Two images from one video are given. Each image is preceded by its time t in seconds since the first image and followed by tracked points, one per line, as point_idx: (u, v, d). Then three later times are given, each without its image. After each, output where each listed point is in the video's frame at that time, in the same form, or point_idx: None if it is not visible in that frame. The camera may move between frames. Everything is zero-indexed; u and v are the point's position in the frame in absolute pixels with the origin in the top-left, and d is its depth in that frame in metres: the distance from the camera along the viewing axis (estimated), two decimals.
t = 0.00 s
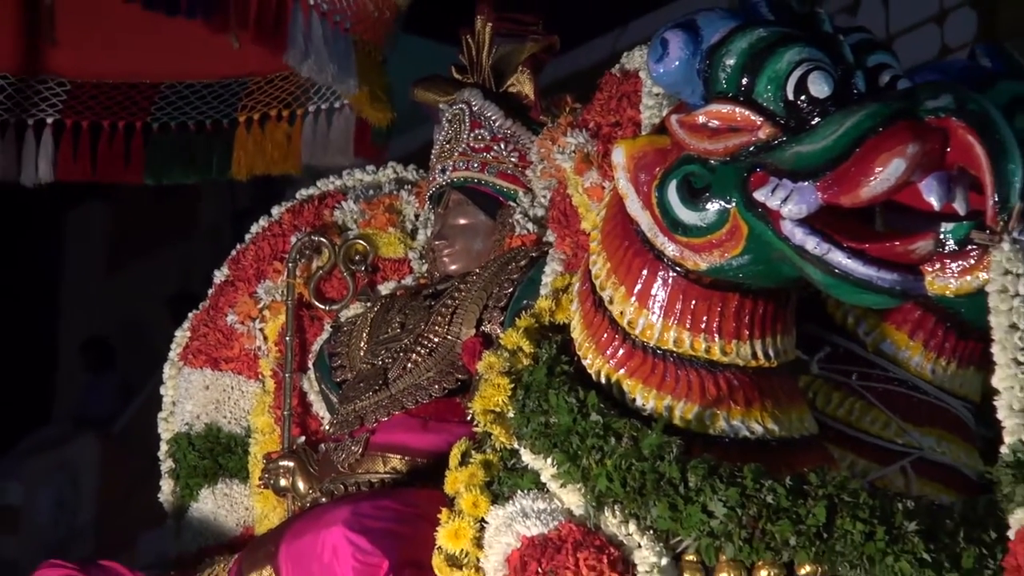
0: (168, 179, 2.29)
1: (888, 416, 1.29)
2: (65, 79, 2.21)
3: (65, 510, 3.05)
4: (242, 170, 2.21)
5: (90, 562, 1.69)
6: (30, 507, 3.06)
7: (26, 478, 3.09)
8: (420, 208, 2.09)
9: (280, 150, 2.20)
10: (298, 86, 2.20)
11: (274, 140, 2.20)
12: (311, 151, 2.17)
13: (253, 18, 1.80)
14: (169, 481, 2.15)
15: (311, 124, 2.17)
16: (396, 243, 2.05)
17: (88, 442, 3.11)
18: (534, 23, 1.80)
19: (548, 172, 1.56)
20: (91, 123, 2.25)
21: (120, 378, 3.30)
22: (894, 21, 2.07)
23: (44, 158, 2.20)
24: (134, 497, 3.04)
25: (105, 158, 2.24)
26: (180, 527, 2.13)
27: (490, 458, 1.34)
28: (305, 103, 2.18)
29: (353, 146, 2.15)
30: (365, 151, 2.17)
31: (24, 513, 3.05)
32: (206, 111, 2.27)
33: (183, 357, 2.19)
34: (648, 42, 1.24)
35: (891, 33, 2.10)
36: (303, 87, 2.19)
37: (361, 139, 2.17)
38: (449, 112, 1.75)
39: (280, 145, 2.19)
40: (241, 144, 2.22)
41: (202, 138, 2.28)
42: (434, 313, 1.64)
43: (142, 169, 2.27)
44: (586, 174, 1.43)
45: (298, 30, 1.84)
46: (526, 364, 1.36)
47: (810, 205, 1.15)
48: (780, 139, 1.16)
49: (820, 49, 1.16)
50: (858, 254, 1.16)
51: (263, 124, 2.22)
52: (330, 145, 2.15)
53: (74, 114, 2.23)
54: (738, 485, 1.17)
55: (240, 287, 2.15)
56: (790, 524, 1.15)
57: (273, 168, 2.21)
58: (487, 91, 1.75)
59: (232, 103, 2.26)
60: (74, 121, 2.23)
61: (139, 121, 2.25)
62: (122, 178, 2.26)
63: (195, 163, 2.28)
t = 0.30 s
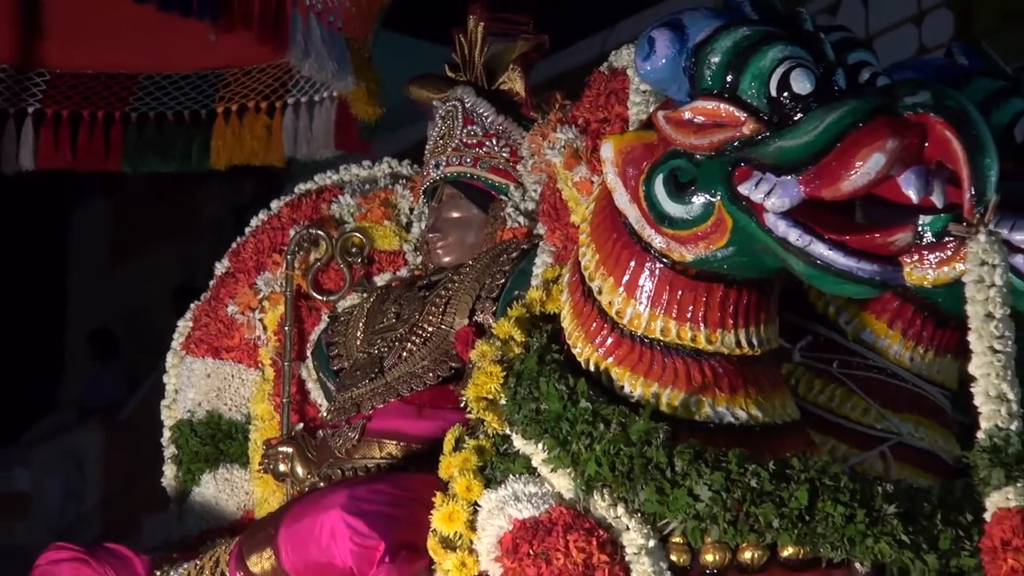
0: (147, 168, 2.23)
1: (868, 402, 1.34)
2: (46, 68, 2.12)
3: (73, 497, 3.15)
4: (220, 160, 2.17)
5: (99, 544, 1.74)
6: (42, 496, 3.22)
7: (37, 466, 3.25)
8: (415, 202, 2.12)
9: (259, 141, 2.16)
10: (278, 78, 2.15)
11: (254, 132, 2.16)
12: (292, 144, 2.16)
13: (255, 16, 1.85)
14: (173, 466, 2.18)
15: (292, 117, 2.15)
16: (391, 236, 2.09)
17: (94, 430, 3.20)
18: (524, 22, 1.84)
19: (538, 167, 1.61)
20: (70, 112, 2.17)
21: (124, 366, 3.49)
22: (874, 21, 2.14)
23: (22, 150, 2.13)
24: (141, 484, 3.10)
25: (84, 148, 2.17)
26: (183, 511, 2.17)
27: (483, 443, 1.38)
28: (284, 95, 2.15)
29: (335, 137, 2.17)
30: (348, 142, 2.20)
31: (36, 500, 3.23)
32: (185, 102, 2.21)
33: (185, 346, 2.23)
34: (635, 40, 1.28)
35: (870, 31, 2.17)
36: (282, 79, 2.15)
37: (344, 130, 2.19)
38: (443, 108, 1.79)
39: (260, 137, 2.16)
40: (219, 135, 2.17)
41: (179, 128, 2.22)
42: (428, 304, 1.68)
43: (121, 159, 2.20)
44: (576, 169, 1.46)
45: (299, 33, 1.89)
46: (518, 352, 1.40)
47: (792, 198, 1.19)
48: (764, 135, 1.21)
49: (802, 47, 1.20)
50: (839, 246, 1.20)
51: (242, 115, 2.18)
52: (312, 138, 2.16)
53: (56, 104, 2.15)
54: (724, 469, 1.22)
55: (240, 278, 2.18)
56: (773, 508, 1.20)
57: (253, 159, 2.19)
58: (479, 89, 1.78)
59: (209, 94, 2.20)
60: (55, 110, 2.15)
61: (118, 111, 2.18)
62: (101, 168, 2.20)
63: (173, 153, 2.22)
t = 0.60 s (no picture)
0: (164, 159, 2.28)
1: (853, 390, 1.39)
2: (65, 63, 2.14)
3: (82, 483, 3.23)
4: (230, 150, 2.26)
5: (108, 526, 1.79)
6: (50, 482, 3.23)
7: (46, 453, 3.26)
8: (413, 195, 2.16)
9: (269, 131, 2.26)
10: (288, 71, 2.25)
11: (263, 120, 2.25)
12: (296, 130, 2.24)
13: (250, 13, 1.91)
14: (179, 451, 2.22)
15: (298, 107, 2.23)
16: (391, 229, 2.14)
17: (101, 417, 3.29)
18: (520, 20, 1.87)
19: (534, 161, 1.65)
20: (88, 105, 2.19)
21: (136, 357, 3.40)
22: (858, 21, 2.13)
23: (44, 141, 2.16)
24: (146, 474, 3.16)
25: (102, 139, 2.22)
26: (189, 495, 2.22)
27: (481, 429, 1.43)
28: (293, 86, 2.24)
29: (336, 128, 2.23)
30: (349, 133, 2.26)
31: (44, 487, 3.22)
32: (199, 94, 2.26)
33: (191, 334, 2.27)
34: (628, 39, 1.33)
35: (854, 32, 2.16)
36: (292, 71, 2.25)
37: (345, 122, 2.25)
38: (441, 105, 1.84)
39: (269, 128, 2.25)
40: (230, 126, 2.26)
41: (195, 121, 2.27)
42: (428, 294, 1.72)
43: (138, 149, 2.26)
44: (570, 164, 1.50)
45: (292, 25, 1.94)
46: (514, 341, 1.44)
47: (780, 191, 1.23)
48: (753, 131, 1.25)
49: (790, 47, 1.24)
50: (826, 239, 1.25)
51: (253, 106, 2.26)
52: (314, 127, 2.23)
53: (74, 97, 2.17)
54: (714, 454, 1.26)
55: (245, 269, 2.22)
56: (762, 491, 1.24)
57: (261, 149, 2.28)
58: (477, 86, 1.82)
59: (222, 87, 2.26)
60: (73, 103, 2.18)
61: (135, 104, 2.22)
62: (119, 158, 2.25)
63: (188, 144, 2.27)
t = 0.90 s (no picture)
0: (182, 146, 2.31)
1: (836, 377, 1.43)
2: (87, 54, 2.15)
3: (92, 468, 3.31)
4: (250, 142, 2.31)
5: (117, 511, 1.83)
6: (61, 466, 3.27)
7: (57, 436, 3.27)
8: (411, 188, 2.21)
9: (287, 123, 2.31)
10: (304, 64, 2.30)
11: (282, 114, 2.30)
12: (316, 123, 2.30)
13: (262, 12, 1.94)
14: (185, 437, 2.26)
15: (316, 101, 2.28)
16: (389, 221, 2.19)
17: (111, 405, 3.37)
18: (513, 19, 1.89)
19: (528, 157, 1.69)
20: (109, 95, 2.23)
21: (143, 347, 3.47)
22: (843, 21, 2.19)
23: (67, 130, 2.16)
24: (155, 459, 3.24)
25: (122, 127, 2.24)
26: (194, 479, 2.26)
27: (476, 416, 1.47)
28: (309, 80, 2.29)
29: (356, 120, 2.31)
30: (366, 124, 2.34)
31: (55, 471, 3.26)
32: (216, 86, 2.30)
33: (195, 324, 2.31)
34: (618, 37, 1.37)
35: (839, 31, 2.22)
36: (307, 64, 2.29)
37: (363, 113, 2.33)
38: (438, 102, 1.86)
39: (287, 119, 2.31)
40: (247, 118, 2.30)
41: (212, 109, 2.31)
42: (424, 285, 1.76)
43: (156, 137, 2.28)
44: (563, 158, 1.55)
45: (308, 24, 2.00)
46: (509, 329, 1.48)
47: (766, 184, 1.27)
48: (739, 126, 1.28)
49: (775, 45, 1.29)
50: (810, 230, 1.29)
51: (269, 99, 2.30)
52: (334, 120, 2.29)
53: (96, 87, 2.20)
54: (701, 440, 1.30)
55: (247, 260, 2.26)
56: (748, 474, 1.28)
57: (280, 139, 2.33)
58: (472, 83, 1.86)
59: (239, 78, 2.31)
60: (95, 93, 2.21)
61: (153, 92, 2.25)
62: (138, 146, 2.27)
63: (205, 133, 2.32)
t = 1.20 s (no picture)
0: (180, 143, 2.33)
1: (817, 367, 1.48)
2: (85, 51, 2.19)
3: (97, 456, 3.34)
4: (246, 139, 2.31)
5: (119, 497, 1.88)
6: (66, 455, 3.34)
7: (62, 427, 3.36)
8: (406, 185, 2.24)
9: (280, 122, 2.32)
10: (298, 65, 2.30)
11: (275, 113, 2.31)
12: (308, 123, 2.31)
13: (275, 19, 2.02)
14: (186, 426, 2.30)
15: (310, 101, 2.30)
16: (384, 217, 2.23)
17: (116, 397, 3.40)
18: (505, 21, 1.96)
19: (518, 154, 1.73)
20: (108, 91, 2.26)
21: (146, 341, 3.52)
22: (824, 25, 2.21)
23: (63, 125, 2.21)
24: (158, 448, 3.27)
25: (121, 123, 2.26)
26: (195, 467, 2.29)
27: (467, 405, 1.51)
28: (303, 80, 2.30)
29: (350, 121, 2.33)
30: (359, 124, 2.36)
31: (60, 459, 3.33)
32: (213, 84, 2.32)
33: (196, 317, 2.35)
34: (606, 38, 1.41)
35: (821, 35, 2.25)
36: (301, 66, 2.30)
37: (356, 113, 2.35)
38: (432, 101, 1.91)
39: (281, 120, 2.31)
40: (244, 116, 2.31)
41: (210, 108, 2.32)
42: (418, 279, 1.81)
43: (155, 133, 2.30)
44: (552, 156, 1.58)
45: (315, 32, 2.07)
46: (500, 322, 1.53)
47: (749, 181, 1.31)
48: (723, 124, 1.33)
49: (758, 47, 1.34)
50: (791, 226, 1.34)
51: (265, 98, 2.31)
52: (327, 121, 2.31)
53: (95, 83, 2.23)
54: (686, 428, 1.35)
55: (247, 255, 2.30)
56: (732, 462, 1.33)
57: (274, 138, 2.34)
58: (465, 83, 1.90)
59: (235, 77, 2.32)
60: (94, 89, 2.24)
61: (151, 90, 2.28)
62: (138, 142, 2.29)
63: (203, 129, 2.32)
